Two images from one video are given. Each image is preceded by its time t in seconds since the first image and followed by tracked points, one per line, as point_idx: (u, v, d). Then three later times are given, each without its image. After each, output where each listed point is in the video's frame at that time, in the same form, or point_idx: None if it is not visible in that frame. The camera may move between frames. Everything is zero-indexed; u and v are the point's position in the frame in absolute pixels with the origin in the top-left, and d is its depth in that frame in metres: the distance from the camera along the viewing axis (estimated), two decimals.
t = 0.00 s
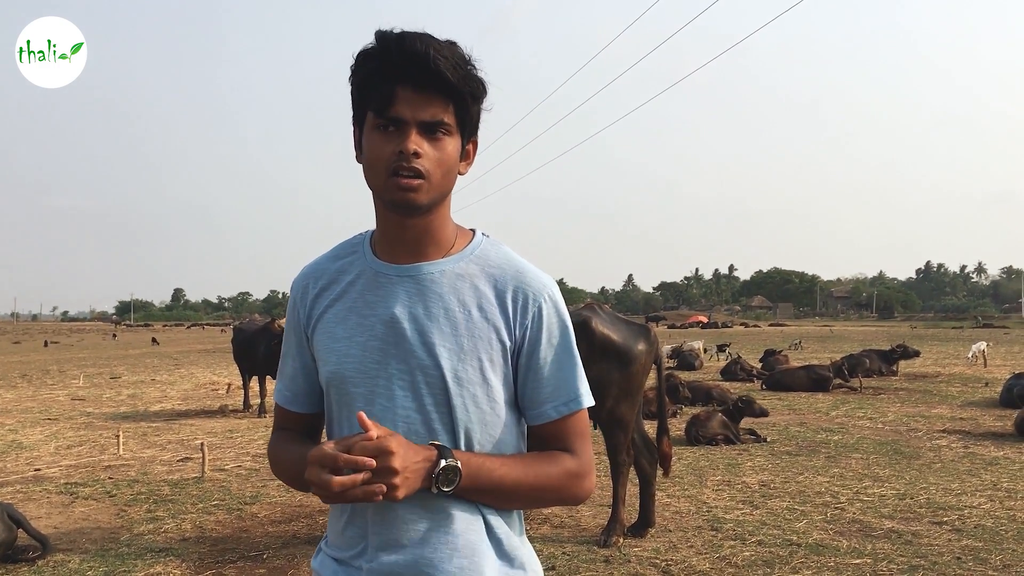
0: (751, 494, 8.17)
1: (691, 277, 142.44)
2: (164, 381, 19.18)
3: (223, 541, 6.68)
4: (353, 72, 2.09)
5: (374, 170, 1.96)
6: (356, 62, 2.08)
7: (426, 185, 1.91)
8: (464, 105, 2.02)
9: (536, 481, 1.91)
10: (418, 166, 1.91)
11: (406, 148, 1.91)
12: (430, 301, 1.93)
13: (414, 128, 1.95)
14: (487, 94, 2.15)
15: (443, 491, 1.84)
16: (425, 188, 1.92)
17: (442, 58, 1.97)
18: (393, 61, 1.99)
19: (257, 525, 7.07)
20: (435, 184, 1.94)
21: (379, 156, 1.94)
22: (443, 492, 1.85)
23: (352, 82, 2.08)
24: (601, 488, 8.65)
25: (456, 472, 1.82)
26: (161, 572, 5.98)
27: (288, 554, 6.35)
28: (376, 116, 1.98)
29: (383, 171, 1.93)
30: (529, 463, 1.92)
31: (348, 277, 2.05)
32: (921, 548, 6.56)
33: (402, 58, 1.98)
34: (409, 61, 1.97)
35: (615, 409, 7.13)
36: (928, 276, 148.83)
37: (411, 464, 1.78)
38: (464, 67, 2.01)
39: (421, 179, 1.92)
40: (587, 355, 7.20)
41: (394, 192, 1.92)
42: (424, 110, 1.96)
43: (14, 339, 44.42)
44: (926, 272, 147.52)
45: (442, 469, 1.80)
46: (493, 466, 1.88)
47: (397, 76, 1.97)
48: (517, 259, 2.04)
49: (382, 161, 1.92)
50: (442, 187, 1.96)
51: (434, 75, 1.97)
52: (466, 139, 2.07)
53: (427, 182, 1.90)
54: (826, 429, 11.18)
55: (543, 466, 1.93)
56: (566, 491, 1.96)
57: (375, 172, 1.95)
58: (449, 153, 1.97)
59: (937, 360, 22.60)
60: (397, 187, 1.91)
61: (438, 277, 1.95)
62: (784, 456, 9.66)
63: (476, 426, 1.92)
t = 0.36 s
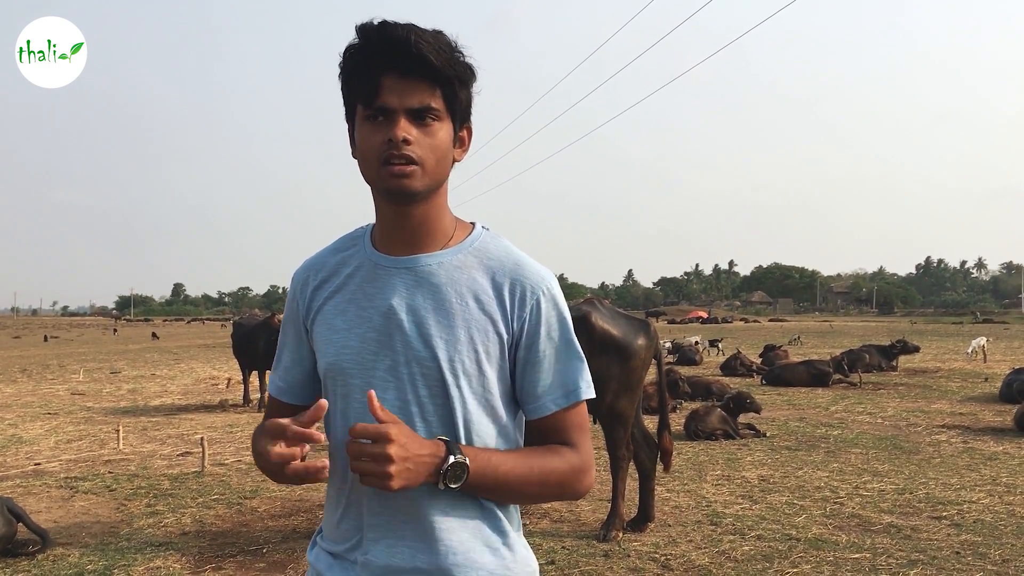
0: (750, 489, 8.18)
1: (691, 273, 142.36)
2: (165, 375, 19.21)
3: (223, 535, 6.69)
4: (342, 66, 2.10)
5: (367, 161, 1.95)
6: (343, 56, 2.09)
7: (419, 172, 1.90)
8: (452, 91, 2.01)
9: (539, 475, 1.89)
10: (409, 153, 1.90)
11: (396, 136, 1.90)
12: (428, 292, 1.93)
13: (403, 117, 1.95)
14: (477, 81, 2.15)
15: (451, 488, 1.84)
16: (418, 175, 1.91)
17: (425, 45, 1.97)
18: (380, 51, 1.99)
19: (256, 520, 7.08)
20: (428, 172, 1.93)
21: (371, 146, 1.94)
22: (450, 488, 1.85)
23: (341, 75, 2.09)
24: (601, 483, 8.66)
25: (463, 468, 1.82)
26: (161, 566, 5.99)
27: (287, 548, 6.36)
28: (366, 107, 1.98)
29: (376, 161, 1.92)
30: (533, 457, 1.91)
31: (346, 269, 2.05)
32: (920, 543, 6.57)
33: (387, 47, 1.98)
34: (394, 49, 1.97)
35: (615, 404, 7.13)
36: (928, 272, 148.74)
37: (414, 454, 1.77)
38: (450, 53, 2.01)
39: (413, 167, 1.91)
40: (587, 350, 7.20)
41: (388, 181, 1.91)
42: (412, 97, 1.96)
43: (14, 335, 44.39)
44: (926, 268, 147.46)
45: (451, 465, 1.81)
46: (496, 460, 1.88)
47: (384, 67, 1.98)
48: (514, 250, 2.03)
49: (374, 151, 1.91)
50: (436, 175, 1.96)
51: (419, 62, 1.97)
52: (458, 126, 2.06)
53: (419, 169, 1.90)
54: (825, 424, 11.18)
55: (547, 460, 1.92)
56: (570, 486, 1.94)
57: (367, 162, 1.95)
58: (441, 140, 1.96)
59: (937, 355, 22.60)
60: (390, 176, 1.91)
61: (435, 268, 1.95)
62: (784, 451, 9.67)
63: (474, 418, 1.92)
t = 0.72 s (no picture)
0: (752, 487, 8.18)
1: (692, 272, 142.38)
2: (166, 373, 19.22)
3: (224, 533, 6.69)
4: (333, 64, 2.10)
5: (359, 159, 1.95)
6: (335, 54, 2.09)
7: (412, 167, 1.90)
8: (444, 87, 2.01)
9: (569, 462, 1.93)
10: (402, 148, 1.89)
11: (389, 132, 1.90)
12: (422, 292, 1.92)
13: (396, 112, 1.94)
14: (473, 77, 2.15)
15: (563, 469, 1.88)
16: (411, 171, 1.90)
17: (418, 40, 1.97)
18: (373, 46, 2.00)
19: (258, 518, 7.08)
20: (422, 168, 1.92)
21: (365, 142, 1.93)
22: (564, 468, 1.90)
23: (333, 73, 2.09)
24: (602, 482, 8.66)
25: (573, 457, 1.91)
26: (162, 564, 5.99)
27: (289, 547, 6.36)
28: (358, 104, 1.98)
29: (369, 157, 1.92)
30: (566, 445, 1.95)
31: (341, 268, 2.04)
32: (921, 541, 6.57)
33: (380, 42, 1.99)
34: (387, 44, 1.98)
35: (616, 402, 7.12)
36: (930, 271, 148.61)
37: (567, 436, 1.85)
38: (443, 49, 2.01)
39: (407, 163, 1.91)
40: (589, 348, 7.20)
41: (380, 179, 1.90)
42: (405, 92, 1.96)
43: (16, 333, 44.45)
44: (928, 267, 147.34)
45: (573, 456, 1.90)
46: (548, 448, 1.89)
47: (377, 62, 1.98)
48: (509, 248, 2.02)
49: (367, 147, 1.91)
50: (429, 171, 1.95)
51: (413, 57, 1.97)
52: (451, 123, 2.05)
53: (413, 165, 1.89)
54: (827, 422, 11.17)
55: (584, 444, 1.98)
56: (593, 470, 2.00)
57: (360, 160, 1.94)
58: (434, 136, 1.96)
59: (939, 354, 22.58)
60: (384, 172, 1.90)
61: (428, 266, 1.94)
62: (785, 449, 9.67)
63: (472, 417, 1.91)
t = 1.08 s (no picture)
0: (751, 484, 8.19)
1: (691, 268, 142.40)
2: (165, 370, 19.21)
3: (224, 530, 6.69)
4: (355, 53, 2.07)
5: (379, 152, 1.93)
6: (359, 42, 2.07)
7: (436, 165, 1.89)
8: (468, 87, 2.01)
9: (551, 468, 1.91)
10: (428, 144, 1.89)
11: (417, 126, 1.89)
12: (429, 290, 1.92)
13: (422, 106, 1.93)
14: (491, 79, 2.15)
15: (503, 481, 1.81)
16: (435, 168, 1.90)
17: (452, 37, 1.97)
18: (404, 38, 1.98)
19: (257, 514, 7.09)
20: (444, 166, 1.92)
21: (387, 135, 1.91)
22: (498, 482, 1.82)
23: (357, 60, 2.06)
24: (601, 478, 8.67)
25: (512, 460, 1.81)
26: (162, 560, 5.99)
27: (289, 543, 6.37)
28: (381, 96, 1.96)
29: (392, 150, 1.90)
30: (548, 449, 1.92)
31: (344, 263, 2.04)
32: (921, 538, 6.57)
33: (413, 35, 1.97)
34: (419, 39, 1.97)
35: (616, 399, 7.12)
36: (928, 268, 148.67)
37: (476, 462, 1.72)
38: (471, 49, 2.01)
39: (430, 160, 1.90)
40: (589, 345, 7.20)
41: (400, 173, 1.90)
42: (433, 88, 1.95)
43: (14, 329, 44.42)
44: (926, 264, 147.44)
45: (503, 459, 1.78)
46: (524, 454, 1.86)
47: (407, 54, 1.96)
48: (517, 247, 2.02)
49: (392, 139, 1.89)
50: (449, 169, 1.94)
51: (443, 55, 1.97)
52: (470, 122, 2.06)
53: (437, 162, 1.89)
54: (826, 419, 11.18)
55: (563, 450, 1.94)
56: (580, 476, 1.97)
57: (380, 153, 1.93)
58: (457, 134, 1.96)
59: (938, 351, 22.58)
60: (407, 166, 1.89)
61: (437, 265, 1.94)
62: (784, 446, 9.68)
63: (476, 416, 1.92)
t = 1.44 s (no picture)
0: (745, 481, 8.21)
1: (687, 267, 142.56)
2: (159, 367, 19.16)
3: (218, 527, 6.68)
4: (361, 51, 2.07)
5: (382, 153, 1.93)
6: (364, 41, 2.06)
7: (437, 167, 1.89)
8: (471, 89, 2.01)
9: (546, 471, 1.91)
10: (428, 147, 1.89)
11: (418, 129, 1.89)
12: (433, 290, 1.91)
13: (424, 109, 1.93)
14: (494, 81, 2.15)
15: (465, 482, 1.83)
16: (435, 170, 1.90)
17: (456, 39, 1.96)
18: (408, 39, 1.97)
19: (251, 512, 7.08)
20: (444, 168, 1.92)
21: (389, 136, 1.91)
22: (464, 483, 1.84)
23: (361, 59, 2.05)
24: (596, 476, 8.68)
25: (477, 464, 1.82)
26: (156, 558, 5.98)
27: (283, 541, 6.36)
28: (384, 96, 1.96)
29: (393, 152, 1.90)
30: (539, 452, 1.91)
31: (345, 263, 2.03)
32: (914, 535, 6.59)
33: (417, 36, 1.96)
34: (423, 40, 1.96)
35: (611, 396, 7.12)
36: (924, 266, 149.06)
37: (424, 453, 1.77)
38: (476, 51, 2.01)
39: (430, 162, 1.90)
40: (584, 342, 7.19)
41: (403, 175, 1.90)
42: (435, 89, 1.94)
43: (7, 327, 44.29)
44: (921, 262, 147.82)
45: (464, 463, 1.80)
46: (510, 455, 1.87)
47: (410, 56, 1.96)
48: (519, 248, 2.01)
49: (393, 141, 1.89)
50: (450, 170, 1.94)
51: (447, 57, 1.96)
52: (471, 124, 2.05)
53: (438, 165, 1.88)
54: (820, 416, 11.20)
55: (557, 454, 1.93)
56: (578, 480, 1.96)
57: (383, 153, 1.92)
58: (458, 136, 1.95)
59: (932, 348, 22.65)
60: (407, 169, 1.89)
61: (439, 265, 1.94)
62: (778, 444, 9.70)
63: (477, 417, 1.91)
